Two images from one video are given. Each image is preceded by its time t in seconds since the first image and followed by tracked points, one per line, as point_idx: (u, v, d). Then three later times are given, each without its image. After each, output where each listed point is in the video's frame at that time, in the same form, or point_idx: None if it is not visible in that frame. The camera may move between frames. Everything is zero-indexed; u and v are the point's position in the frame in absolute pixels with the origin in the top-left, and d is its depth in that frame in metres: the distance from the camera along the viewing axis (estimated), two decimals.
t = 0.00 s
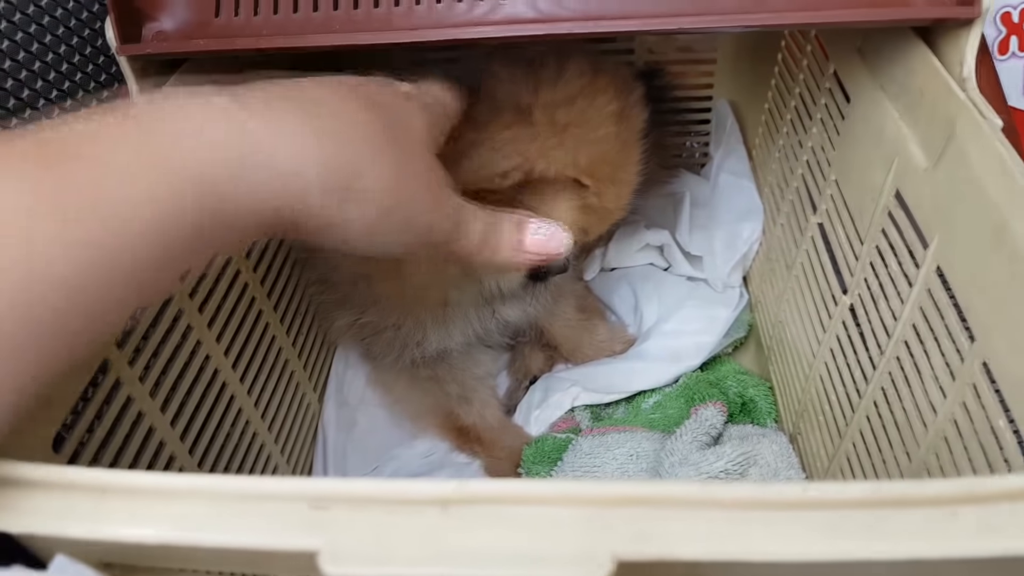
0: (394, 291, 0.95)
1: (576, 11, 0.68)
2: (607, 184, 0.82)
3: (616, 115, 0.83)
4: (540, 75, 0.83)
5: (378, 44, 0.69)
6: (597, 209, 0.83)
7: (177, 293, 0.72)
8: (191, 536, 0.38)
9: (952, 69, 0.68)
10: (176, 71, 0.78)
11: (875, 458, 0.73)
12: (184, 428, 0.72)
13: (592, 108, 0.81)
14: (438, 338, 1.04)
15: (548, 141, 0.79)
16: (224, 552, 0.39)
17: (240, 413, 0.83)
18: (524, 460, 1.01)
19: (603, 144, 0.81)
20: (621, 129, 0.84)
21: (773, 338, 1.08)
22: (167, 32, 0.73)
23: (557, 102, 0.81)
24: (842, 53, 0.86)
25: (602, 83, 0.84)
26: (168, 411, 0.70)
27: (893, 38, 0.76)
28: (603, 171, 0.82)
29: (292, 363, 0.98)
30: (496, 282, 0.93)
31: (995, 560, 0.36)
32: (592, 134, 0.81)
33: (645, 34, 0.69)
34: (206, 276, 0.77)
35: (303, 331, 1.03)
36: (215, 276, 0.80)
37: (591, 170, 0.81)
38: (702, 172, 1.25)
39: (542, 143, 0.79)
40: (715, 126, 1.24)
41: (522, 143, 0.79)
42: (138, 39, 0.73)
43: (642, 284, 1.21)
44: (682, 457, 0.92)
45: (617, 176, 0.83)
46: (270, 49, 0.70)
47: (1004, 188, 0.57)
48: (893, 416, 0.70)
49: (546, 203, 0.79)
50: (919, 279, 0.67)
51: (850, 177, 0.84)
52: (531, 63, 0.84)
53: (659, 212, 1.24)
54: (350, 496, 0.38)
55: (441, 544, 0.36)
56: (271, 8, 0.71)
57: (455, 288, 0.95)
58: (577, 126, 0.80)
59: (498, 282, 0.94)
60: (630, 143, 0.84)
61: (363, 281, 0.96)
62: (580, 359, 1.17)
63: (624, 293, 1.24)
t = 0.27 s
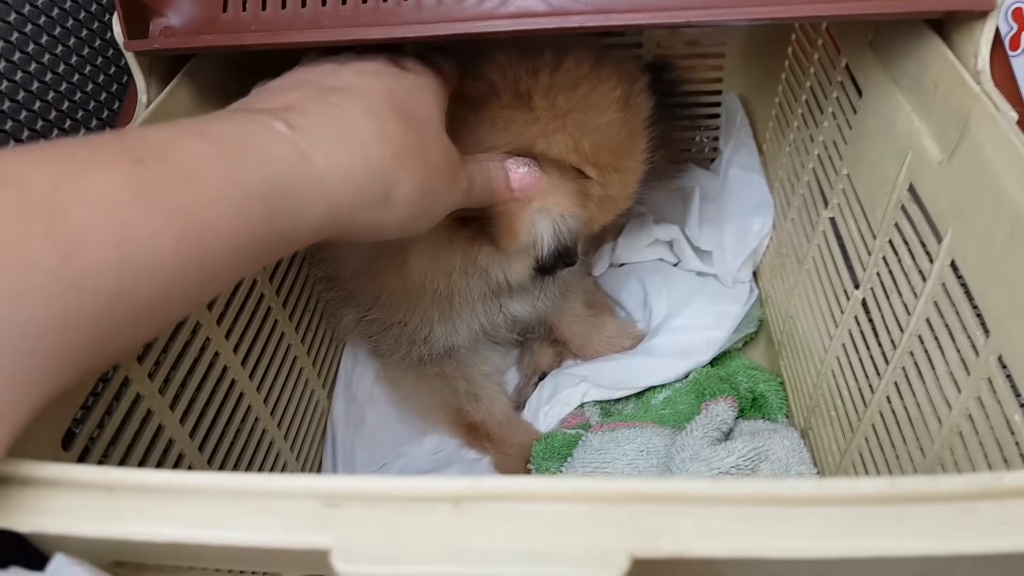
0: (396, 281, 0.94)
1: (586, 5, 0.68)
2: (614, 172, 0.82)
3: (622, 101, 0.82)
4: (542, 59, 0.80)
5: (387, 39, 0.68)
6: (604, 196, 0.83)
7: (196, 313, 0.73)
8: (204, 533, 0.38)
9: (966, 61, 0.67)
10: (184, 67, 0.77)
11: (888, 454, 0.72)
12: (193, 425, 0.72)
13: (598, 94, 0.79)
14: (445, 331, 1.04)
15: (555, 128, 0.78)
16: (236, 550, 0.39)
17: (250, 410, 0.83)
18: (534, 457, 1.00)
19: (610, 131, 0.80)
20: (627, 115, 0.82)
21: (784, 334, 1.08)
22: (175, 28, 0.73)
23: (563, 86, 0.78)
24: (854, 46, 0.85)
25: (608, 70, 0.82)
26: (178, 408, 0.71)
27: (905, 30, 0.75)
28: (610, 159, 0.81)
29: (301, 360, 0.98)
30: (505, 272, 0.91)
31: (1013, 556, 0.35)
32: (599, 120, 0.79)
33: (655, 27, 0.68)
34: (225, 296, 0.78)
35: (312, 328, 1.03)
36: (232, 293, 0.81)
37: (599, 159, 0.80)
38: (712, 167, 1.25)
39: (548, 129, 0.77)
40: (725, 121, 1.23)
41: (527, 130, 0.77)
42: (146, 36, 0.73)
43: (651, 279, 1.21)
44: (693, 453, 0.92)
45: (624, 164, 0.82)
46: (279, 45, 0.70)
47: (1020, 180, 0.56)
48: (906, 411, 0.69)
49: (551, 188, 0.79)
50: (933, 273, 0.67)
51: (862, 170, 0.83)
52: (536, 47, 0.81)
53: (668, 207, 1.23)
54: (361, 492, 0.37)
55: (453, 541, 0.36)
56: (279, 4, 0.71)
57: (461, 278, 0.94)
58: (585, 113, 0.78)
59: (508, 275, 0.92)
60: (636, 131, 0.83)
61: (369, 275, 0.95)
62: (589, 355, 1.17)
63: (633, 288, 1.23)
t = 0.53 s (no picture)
0: (394, 278, 0.94)
1: None
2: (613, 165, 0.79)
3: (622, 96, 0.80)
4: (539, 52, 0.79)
5: (386, 34, 0.68)
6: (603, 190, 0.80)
7: (196, 307, 0.73)
8: (202, 529, 0.38)
9: (968, 56, 0.67)
10: (184, 63, 0.78)
11: (888, 450, 0.72)
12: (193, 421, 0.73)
13: (596, 88, 0.78)
14: (445, 327, 1.04)
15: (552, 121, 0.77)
16: (235, 547, 0.39)
17: (250, 406, 0.83)
18: (533, 453, 1.00)
19: (609, 124, 0.78)
20: (626, 110, 0.81)
21: (786, 330, 1.07)
22: (175, 23, 0.73)
23: (561, 80, 0.78)
24: (855, 41, 0.84)
25: (606, 64, 0.81)
26: (177, 404, 0.71)
27: (907, 25, 0.74)
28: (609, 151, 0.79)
29: (302, 356, 0.99)
30: (502, 268, 0.91)
31: (1011, 553, 0.35)
32: (598, 113, 0.78)
33: (655, 22, 0.68)
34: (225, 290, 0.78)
35: (312, 324, 1.03)
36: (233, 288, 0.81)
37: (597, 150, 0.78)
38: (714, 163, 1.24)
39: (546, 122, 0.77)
40: (728, 116, 1.22)
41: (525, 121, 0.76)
42: (146, 31, 0.73)
43: (653, 275, 1.21)
44: (693, 449, 0.91)
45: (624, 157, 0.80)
46: (278, 40, 0.70)
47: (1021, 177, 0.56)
48: (906, 408, 0.69)
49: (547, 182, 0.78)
50: (933, 269, 0.67)
51: (863, 166, 0.83)
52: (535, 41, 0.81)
53: (669, 203, 1.23)
54: (358, 489, 0.37)
55: (450, 537, 0.36)
56: None
57: (460, 275, 0.94)
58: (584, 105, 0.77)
59: (506, 268, 0.92)
60: (636, 126, 0.82)
61: (369, 271, 0.95)
62: (591, 352, 1.17)
63: (635, 284, 1.23)
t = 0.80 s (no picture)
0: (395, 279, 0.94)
1: None
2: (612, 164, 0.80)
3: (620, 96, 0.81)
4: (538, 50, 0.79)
5: (386, 33, 0.68)
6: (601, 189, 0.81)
7: (196, 305, 0.74)
8: (200, 530, 0.38)
9: (970, 54, 0.67)
10: (184, 62, 0.77)
11: (891, 449, 0.72)
12: (193, 420, 0.73)
13: (595, 86, 0.78)
14: (445, 326, 1.04)
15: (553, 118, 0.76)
16: (235, 548, 0.39)
17: (251, 405, 0.83)
18: (534, 452, 1.00)
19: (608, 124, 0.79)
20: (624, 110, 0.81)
21: (788, 328, 1.07)
22: (174, 23, 0.73)
23: (560, 76, 0.77)
24: (857, 38, 0.84)
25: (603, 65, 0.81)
26: (178, 404, 0.71)
27: (909, 22, 0.74)
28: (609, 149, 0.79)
29: (303, 356, 0.98)
30: (501, 267, 0.91)
31: (1013, 552, 0.35)
32: (596, 112, 0.78)
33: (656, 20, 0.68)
34: (224, 289, 0.78)
35: (312, 324, 1.02)
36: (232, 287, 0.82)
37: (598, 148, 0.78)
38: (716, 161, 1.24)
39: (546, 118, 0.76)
40: (729, 112, 1.22)
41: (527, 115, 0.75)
42: (145, 30, 0.73)
43: (655, 273, 1.21)
44: (694, 448, 0.91)
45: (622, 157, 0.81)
46: (277, 39, 0.69)
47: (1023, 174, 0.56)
48: (908, 406, 0.69)
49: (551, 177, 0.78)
50: (935, 267, 0.66)
51: (865, 164, 0.82)
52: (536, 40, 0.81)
53: (670, 201, 1.23)
54: (358, 489, 0.37)
55: (450, 537, 0.36)
56: None
57: (459, 275, 0.94)
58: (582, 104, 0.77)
59: (504, 267, 0.91)
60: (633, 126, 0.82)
61: (368, 270, 0.95)
62: (592, 351, 1.17)
63: (636, 283, 1.23)
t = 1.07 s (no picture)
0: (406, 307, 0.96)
1: None
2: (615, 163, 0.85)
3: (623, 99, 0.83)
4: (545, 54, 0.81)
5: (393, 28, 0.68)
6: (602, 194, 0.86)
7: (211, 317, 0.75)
8: (209, 517, 0.38)
9: (973, 53, 0.67)
10: (190, 56, 0.78)
11: (893, 447, 0.72)
12: (196, 414, 0.73)
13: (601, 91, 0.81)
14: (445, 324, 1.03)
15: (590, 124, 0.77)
16: (243, 536, 0.39)
17: (254, 400, 0.83)
18: (535, 450, 1.01)
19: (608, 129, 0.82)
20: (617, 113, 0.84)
21: (789, 328, 1.07)
22: (180, 17, 0.73)
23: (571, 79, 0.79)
24: (860, 39, 0.85)
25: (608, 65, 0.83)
26: (182, 398, 0.71)
27: (913, 22, 0.74)
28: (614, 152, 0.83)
29: (305, 352, 0.99)
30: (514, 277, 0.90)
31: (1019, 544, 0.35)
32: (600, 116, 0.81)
33: (661, 18, 0.68)
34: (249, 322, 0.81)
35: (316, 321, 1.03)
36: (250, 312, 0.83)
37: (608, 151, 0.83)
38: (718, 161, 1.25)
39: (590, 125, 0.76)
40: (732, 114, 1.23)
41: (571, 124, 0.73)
42: (151, 25, 0.73)
43: (657, 272, 1.21)
44: (696, 445, 0.92)
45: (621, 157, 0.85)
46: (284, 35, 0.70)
47: None
48: (911, 405, 0.69)
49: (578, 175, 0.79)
50: (938, 266, 0.67)
51: (868, 163, 0.83)
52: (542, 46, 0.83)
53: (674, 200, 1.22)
54: (368, 479, 0.38)
55: (459, 526, 0.36)
56: None
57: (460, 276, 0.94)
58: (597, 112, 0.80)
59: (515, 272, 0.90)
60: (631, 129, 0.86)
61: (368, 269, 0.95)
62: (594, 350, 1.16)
63: (638, 282, 1.23)
